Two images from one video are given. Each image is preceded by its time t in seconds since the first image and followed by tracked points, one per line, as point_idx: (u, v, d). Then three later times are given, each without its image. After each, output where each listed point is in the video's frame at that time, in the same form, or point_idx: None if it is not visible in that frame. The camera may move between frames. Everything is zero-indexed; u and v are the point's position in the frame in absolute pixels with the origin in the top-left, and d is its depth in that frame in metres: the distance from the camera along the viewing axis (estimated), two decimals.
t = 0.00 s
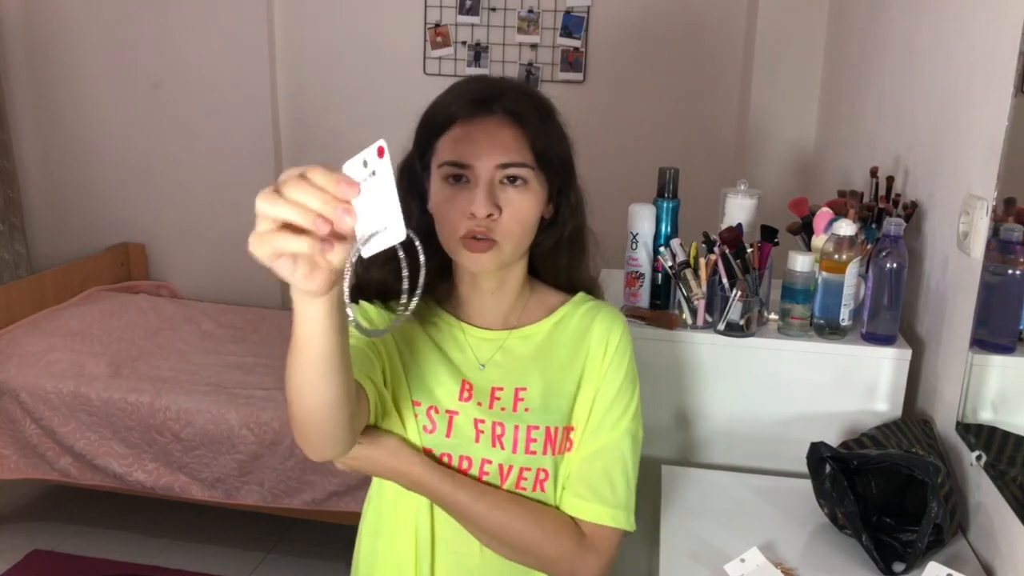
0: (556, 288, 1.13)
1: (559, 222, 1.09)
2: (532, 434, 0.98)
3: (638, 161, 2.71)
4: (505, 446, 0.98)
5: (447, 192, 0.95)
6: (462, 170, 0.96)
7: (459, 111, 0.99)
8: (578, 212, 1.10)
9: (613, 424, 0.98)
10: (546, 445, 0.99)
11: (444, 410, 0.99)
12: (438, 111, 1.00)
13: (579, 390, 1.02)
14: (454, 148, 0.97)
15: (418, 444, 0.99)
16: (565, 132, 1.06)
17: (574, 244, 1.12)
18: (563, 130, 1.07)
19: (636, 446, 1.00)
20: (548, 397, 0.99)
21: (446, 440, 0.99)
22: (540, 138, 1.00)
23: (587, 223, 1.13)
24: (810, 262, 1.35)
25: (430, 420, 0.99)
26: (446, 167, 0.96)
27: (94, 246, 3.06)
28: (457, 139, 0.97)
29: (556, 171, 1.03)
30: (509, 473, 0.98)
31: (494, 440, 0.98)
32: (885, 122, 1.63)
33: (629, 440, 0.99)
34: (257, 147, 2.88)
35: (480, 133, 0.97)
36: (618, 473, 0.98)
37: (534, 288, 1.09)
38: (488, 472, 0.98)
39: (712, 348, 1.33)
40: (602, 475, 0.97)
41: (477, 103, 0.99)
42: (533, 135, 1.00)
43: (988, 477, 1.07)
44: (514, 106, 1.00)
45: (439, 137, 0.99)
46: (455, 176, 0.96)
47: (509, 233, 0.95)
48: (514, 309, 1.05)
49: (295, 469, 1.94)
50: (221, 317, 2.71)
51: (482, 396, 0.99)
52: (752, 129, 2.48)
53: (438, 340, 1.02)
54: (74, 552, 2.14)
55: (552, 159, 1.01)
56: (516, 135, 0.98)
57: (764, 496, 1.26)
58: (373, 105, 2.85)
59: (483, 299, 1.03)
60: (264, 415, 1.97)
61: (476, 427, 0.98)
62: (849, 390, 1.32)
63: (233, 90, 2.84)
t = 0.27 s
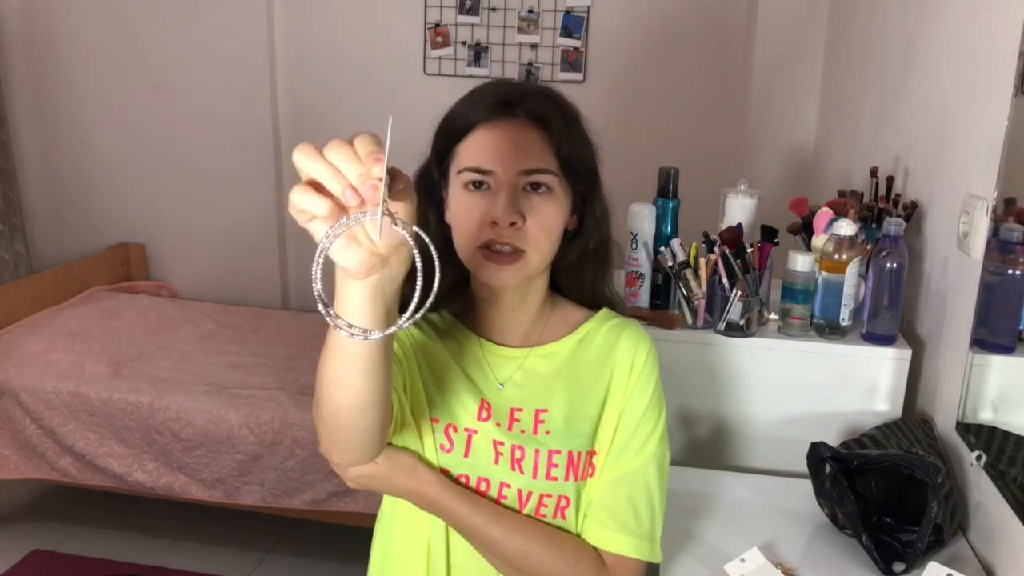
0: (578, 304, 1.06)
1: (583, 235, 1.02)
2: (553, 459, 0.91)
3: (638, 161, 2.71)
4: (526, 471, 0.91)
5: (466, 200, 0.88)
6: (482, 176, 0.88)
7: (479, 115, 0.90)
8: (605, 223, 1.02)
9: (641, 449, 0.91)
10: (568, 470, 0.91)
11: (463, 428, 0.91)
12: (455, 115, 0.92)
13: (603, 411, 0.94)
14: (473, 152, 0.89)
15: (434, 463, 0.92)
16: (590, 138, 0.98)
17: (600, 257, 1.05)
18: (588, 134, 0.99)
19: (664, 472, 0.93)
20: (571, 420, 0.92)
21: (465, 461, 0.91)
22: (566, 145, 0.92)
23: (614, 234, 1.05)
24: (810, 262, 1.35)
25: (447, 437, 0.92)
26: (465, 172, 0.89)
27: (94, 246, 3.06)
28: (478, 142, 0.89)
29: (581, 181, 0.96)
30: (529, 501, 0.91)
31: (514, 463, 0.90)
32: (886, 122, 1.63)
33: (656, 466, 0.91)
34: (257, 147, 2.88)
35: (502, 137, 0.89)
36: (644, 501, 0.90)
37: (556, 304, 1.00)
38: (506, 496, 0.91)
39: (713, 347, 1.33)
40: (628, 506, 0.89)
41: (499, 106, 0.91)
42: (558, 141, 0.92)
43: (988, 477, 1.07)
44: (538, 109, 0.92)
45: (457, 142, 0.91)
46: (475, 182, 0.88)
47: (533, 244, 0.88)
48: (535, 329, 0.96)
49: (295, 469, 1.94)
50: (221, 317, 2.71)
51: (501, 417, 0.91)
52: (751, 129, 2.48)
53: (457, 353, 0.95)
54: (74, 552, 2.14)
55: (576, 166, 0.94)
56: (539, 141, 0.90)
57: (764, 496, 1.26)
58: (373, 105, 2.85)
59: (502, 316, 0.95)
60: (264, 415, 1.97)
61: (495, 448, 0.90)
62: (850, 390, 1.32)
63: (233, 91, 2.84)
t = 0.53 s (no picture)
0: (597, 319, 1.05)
1: (604, 250, 1.02)
2: (568, 485, 0.90)
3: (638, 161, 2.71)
4: (539, 497, 0.90)
5: (486, 212, 0.87)
6: (502, 188, 0.87)
7: (503, 124, 0.90)
8: (625, 240, 1.02)
9: (658, 475, 0.92)
10: (583, 496, 0.91)
11: (473, 451, 0.91)
12: (477, 122, 0.92)
13: (619, 434, 0.93)
14: (494, 163, 0.88)
15: (443, 487, 0.91)
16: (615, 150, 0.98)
17: (619, 274, 1.04)
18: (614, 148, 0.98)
19: (680, 496, 0.93)
20: (586, 444, 0.91)
21: (474, 484, 0.91)
22: (590, 158, 0.92)
23: (634, 251, 1.05)
24: (810, 262, 1.35)
25: (457, 461, 0.91)
26: (484, 183, 0.88)
27: (93, 245, 3.06)
28: (500, 152, 0.89)
29: (606, 194, 0.95)
30: (541, 527, 0.91)
31: (526, 489, 0.90)
32: (886, 122, 1.63)
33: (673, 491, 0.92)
34: (256, 147, 2.88)
35: (525, 147, 0.89)
36: (661, 527, 0.91)
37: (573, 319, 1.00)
38: (518, 522, 0.91)
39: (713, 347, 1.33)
40: (645, 533, 0.90)
41: (522, 115, 0.90)
42: (584, 154, 0.92)
43: (988, 477, 1.07)
44: (564, 119, 0.91)
45: (477, 150, 0.91)
46: (494, 194, 0.88)
47: (552, 260, 0.87)
48: (551, 345, 0.96)
49: (295, 469, 1.94)
50: (221, 317, 2.71)
51: (514, 440, 0.91)
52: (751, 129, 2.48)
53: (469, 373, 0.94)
54: (74, 552, 2.14)
55: (602, 179, 0.94)
56: (562, 154, 0.90)
57: (763, 496, 1.26)
58: (372, 105, 2.85)
59: (520, 331, 0.95)
60: (264, 415, 1.97)
61: (507, 473, 0.90)
62: (850, 389, 1.32)
63: (233, 91, 2.84)
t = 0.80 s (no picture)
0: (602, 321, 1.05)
1: (610, 253, 1.01)
2: (571, 494, 0.90)
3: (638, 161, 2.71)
4: (542, 504, 0.90)
5: (487, 216, 0.87)
6: (504, 191, 0.87)
7: (506, 125, 0.90)
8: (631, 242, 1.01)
9: (662, 484, 0.92)
10: (586, 504, 0.91)
11: (477, 457, 0.91)
12: (480, 123, 0.92)
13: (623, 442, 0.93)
14: (496, 166, 0.88)
15: (446, 494, 0.91)
16: (621, 151, 0.97)
17: (625, 277, 1.04)
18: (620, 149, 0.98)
19: (684, 504, 0.94)
20: (589, 452, 0.91)
21: (477, 491, 0.91)
22: (594, 159, 0.91)
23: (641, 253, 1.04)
24: (810, 262, 1.35)
25: (461, 467, 0.91)
26: (486, 186, 0.88)
27: (93, 245, 3.06)
28: (502, 155, 0.88)
29: (612, 196, 0.95)
30: (544, 534, 0.91)
31: (528, 496, 0.90)
32: (886, 122, 1.63)
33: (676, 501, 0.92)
34: (256, 147, 2.88)
35: (528, 150, 0.88)
36: (665, 535, 0.91)
37: (577, 322, 1.00)
38: (520, 530, 0.91)
39: (712, 347, 1.33)
40: (648, 542, 0.90)
41: (525, 116, 0.90)
42: (589, 156, 0.91)
43: (988, 477, 1.07)
44: (568, 120, 0.91)
45: (480, 151, 0.91)
46: (496, 198, 0.88)
47: (554, 265, 0.87)
48: (554, 348, 0.96)
49: (295, 469, 1.94)
50: (221, 317, 2.71)
51: (517, 447, 0.91)
52: (751, 129, 2.48)
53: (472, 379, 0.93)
54: (74, 552, 2.14)
55: (607, 181, 0.93)
56: (565, 155, 0.89)
57: (763, 496, 1.26)
58: (372, 105, 2.85)
59: (523, 336, 0.94)
60: (264, 415, 1.97)
61: (510, 481, 0.90)
62: (850, 390, 1.32)
63: (233, 91, 2.84)
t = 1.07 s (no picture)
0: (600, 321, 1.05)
1: (606, 253, 1.01)
2: (570, 493, 0.90)
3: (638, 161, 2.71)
4: (540, 504, 0.90)
5: (482, 218, 0.86)
6: (499, 193, 0.86)
7: (501, 126, 0.89)
8: (628, 243, 1.02)
9: (660, 482, 0.92)
10: (585, 504, 0.91)
11: (475, 457, 0.91)
12: (474, 124, 0.91)
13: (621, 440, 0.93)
14: (491, 168, 0.88)
15: (445, 496, 0.92)
16: (617, 151, 0.97)
17: (622, 276, 1.05)
18: (616, 149, 0.98)
19: (682, 502, 0.94)
20: (587, 452, 0.91)
21: (475, 491, 0.91)
22: (590, 160, 0.91)
23: (637, 252, 1.05)
24: (810, 262, 1.36)
25: (459, 468, 0.91)
26: (481, 188, 0.87)
27: (94, 246, 3.06)
28: (497, 157, 0.88)
29: (608, 197, 0.95)
30: (543, 534, 0.91)
31: (527, 496, 0.90)
32: (886, 123, 1.63)
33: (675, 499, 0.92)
34: (257, 147, 2.88)
35: (523, 151, 0.88)
36: (663, 534, 0.91)
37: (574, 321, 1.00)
38: (519, 528, 0.91)
39: (712, 347, 1.34)
40: (648, 539, 0.90)
41: (521, 117, 0.90)
42: (585, 157, 0.91)
43: (988, 477, 1.07)
44: (564, 121, 0.90)
45: (474, 152, 0.90)
46: (491, 200, 0.87)
47: (550, 267, 0.87)
48: (552, 349, 0.96)
49: (295, 469, 1.95)
50: (221, 317, 2.71)
51: (515, 446, 0.91)
52: (751, 128, 2.47)
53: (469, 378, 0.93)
54: (74, 552, 2.14)
55: (603, 182, 0.93)
56: (561, 157, 0.89)
57: (763, 496, 1.26)
58: (372, 106, 2.85)
59: (520, 336, 0.94)
60: (264, 415, 1.97)
61: (509, 480, 0.90)
62: (850, 390, 1.32)
63: (233, 91, 2.84)
